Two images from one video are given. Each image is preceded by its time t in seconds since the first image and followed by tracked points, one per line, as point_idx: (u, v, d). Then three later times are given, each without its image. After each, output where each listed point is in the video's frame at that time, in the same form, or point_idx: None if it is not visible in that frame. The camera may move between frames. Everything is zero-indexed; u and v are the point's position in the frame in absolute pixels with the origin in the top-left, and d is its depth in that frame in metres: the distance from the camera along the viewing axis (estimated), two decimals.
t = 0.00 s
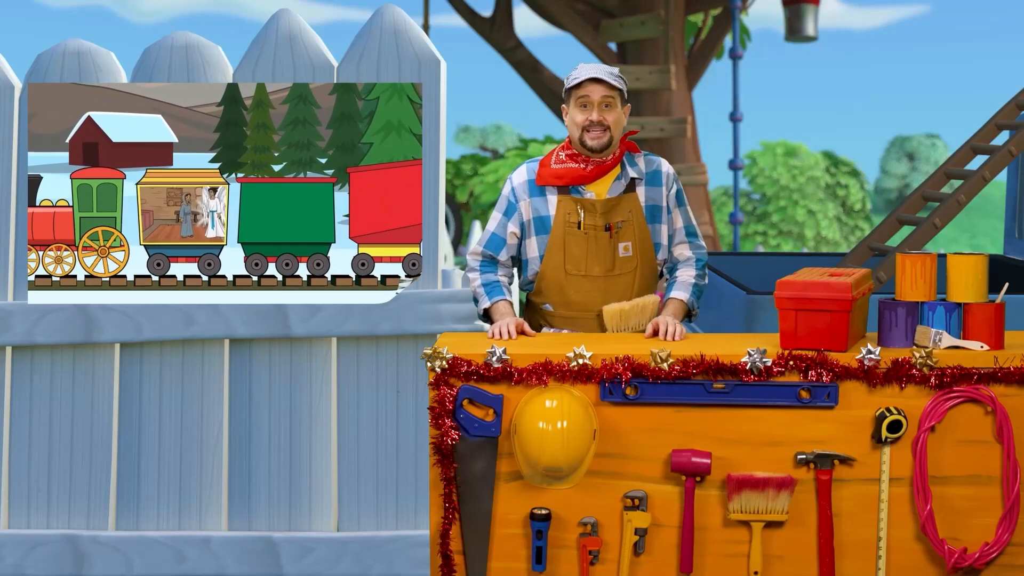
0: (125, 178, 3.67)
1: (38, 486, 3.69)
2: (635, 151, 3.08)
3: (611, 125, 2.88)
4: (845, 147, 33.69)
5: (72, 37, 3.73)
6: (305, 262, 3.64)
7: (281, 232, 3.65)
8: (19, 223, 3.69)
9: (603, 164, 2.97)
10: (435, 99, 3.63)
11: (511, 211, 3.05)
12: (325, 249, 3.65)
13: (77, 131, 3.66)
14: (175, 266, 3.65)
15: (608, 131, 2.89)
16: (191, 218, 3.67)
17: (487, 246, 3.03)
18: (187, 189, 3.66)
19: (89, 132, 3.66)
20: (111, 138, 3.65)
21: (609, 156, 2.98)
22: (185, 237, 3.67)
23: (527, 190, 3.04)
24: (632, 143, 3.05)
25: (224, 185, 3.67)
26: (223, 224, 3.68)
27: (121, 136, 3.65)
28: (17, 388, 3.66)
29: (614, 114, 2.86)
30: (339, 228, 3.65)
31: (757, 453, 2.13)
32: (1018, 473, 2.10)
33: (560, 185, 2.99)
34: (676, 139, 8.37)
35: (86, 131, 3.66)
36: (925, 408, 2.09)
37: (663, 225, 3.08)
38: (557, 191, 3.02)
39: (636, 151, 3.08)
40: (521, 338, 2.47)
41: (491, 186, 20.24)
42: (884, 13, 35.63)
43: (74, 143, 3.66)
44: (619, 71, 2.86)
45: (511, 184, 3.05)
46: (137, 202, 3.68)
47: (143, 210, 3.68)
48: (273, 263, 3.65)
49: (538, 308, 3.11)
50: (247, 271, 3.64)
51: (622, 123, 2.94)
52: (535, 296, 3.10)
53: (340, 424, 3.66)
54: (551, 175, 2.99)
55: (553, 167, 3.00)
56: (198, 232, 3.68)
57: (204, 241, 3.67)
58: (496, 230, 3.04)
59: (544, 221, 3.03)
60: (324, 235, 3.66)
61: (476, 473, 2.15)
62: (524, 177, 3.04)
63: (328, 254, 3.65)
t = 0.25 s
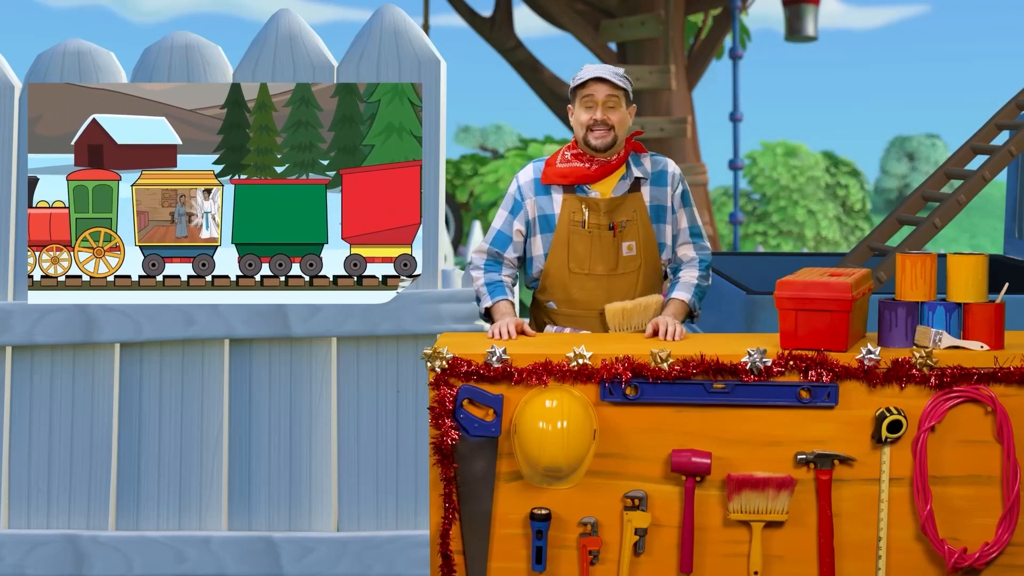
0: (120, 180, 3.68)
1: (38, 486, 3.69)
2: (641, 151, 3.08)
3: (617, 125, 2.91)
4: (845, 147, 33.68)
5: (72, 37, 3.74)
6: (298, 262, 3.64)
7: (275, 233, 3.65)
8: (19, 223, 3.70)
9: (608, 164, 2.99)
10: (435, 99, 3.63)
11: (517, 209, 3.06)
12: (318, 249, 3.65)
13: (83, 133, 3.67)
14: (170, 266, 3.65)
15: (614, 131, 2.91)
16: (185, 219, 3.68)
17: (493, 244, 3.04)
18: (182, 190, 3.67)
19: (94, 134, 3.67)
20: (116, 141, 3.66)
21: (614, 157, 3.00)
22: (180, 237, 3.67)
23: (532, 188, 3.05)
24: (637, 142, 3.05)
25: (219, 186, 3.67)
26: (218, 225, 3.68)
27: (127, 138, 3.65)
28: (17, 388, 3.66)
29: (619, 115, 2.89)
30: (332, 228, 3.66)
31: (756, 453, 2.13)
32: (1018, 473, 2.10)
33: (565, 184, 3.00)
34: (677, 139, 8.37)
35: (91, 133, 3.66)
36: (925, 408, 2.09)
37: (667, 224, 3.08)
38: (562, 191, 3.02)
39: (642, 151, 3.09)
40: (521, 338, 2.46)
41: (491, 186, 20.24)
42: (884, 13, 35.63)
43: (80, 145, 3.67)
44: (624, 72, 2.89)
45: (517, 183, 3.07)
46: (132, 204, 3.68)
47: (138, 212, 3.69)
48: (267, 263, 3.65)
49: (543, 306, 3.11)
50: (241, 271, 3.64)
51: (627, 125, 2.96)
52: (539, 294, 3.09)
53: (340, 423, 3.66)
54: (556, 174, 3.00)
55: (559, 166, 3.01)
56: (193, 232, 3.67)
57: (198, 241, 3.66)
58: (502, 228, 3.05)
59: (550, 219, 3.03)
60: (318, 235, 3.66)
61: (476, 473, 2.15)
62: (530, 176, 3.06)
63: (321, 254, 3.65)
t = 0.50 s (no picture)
0: (116, 181, 3.70)
1: (37, 486, 3.69)
2: (647, 147, 3.10)
3: (613, 115, 2.96)
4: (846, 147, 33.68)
5: (72, 37, 3.75)
6: (291, 262, 3.65)
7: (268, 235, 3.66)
8: (19, 223, 3.70)
9: (611, 156, 3.03)
10: (435, 99, 3.63)
11: (526, 200, 3.09)
12: (310, 250, 3.67)
13: (88, 135, 3.68)
14: (164, 266, 3.68)
15: (609, 120, 2.97)
16: (180, 220, 3.69)
17: (503, 234, 3.06)
18: (177, 192, 3.69)
19: (100, 137, 3.68)
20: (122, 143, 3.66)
21: (616, 150, 3.04)
22: (175, 238, 3.69)
23: (541, 180, 3.09)
24: (644, 139, 3.08)
25: (213, 188, 3.69)
26: (211, 226, 3.69)
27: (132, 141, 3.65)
28: (17, 388, 3.66)
29: (616, 105, 2.95)
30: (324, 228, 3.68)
31: (757, 453, 2.13)
32: (1018, 473, 2.10)
33: (569, 174, 3.05)
34: (677, 139, 8.37)
35: (98, 136, 3.67)
36: (925, 408, 2.09)
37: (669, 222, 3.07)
38: (566, 180, 3.06)
39: (648, 148, 3.09)
40: (521, 338, 2.46)
41: (491, 186, 20.23)
42: (884, 13, 35.63)
43: (86, 147, 3.68)
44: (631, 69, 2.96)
45: (525, 175, 3.12)
46: (128, 204, 3.70)
47: (133, 212, 3.71)
48: (260, 264, 3.65)
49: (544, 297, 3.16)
50: (234, 272, 3.65)
51: (628, 122, 3.02)
52: (541, 286, 3.15)
53: (341, 423, 3.66)
54: (561, 164, 3.06)
55: (564, 158, 3.08)
56: (187, 233, 3.69)
57: (192, 242, 3.68)
58: (512, 218, 3.08)
59: (554, 211, 3.07)
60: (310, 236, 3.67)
61: (476, 473, 2.15)
62: (538, 169, 3.11)
63: (314, 254, 3.66)
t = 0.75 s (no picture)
0: (111, 183, 3.70)
1: (37, 486, 3.69)
2: (650, 150, 3.09)
3: (614, 120, 2.97)
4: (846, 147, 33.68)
5: (72, 37, 3.76)
6: (284, 262, 3.66)
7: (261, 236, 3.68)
8: (19, 223, 3.70)
9: (614, 157, 3.04)
10: (435, 99, 3.63)
11: (531, 196, 3.09)
12: (302, 250, 3.68)
13: (93, 138, 3.69)
14: (159, 266, 3.68)
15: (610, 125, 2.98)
16: (174, 220, 3.71)
17: (512, 229, 3.07)
18: (171, 194, 3.70)
19: (105, 138, 3.69)
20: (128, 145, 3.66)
21: (619, 151, 3.06)
22: (169, 239, 3.70)
23: (544, 177, 3.10)
24: (649, 141, 3.08)
25: (207, 189, 3.71)
26: (205, 227, 3.71)
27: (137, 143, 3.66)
28: (17, 388, 3.66)
29: (619, 110, 2.96)
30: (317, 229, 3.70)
31: (757, 453, 2.13)
32: (1018, 473, 2.10)
33: (572, 173, 3.06)
34: (677, 139, 8.37)
35: (103, 137, 3.68)
36: (925, 408, 2.09)
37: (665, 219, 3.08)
38: (568, 178, 3.07)
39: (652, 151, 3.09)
40: (521, 338, 2.46)
41: (491, 186, 20.23)
42: (884, 13, 35.62)
43: (91, 149, 3.69)
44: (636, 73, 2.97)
45: (530, 173, 3.13)
46: (122, 206, 3.73)
47: (128, 213, 3.73)
48: (253, 264, 3.67)
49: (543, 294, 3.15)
50: (228, 273, 3.67)
51: (632, 122, 3.03)
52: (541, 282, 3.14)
53: (341, 423, 3.67)
54: (564, 163, 3.08)
55: (568, 157, 3.09)
56: (181, 233, 3.70)
57: (186, 243, 3.70)
58: (520, 214, 3.08)
59: (555, 207, 3.07)
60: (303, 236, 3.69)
61: (476, 473, 2.15)
62: (541, 167, 3.13)
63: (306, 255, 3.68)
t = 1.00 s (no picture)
0: (106, 185, 3.71)
1: (37, 487, 3.69)
2: (643, 153, 3.13)
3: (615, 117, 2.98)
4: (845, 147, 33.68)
5: (72, 37, 3.76)
6: (276, 263, 3.65)
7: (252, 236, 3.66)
8: (19, 223, 3.70)
9: (608, 156, 3.05)
10: (435, 99, 3.63)
11: (522, 198, 3.10)
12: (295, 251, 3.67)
13: (98, 139, 3.67)
14: (153, 266, 3.68)
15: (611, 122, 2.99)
16: (168, 221, 3.70)
17: (504, 230, 3.07)
18: (165, 195, 3.69)
19: (110, 140, 3.68)
20: (131, 146, 3.67)
21: (614, 150, 3.07)
22: (163, 240, 3.69)
23: (536, 177, 3.10)
24: (640, 142, 3.09)
25: (200, 190, 3.68)
26: (199, 228, 3.69)
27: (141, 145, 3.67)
28: (17, 388, 3.66)
29: (620, 107, 2.97)
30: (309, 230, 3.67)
31: (757, 453, 2.13)
32: (1018, 472, 2.10)
33: (565, 174, 3.06)
34: (677, 139, 8.38)
35: (107, 140, 3.67)
36: (925, 408, 2.09)
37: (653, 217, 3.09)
38: (561, 179, 3.08)
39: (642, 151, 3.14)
40: (521, 338, 2.46)
41: (491, 186, 20.23)
42: (884, 13, 35.62)
43: (96, 151, 3.68)
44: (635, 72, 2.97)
45: (522, 174, 3.13)
46: (117, 207, 3.72)
47: (122, 215, 3.72)
48: (246, 265, 3.65)
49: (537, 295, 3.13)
50: (220, 273, 3.65)
51: (629, 124, 3.04)
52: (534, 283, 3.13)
53: (340, 423, 3.67)
54: (559, 164, 3.08)
55: (561, 158, 3.09)
56: (175, 235, 3.70)
57: (180, 243, 3.69)
58: (513, 216, 3.09)
59: (548, 207, 3.07)
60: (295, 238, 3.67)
61: (476, 473, 2.15)
62: (535, 168, 3.13)
63: (298, 257, 3.66)
